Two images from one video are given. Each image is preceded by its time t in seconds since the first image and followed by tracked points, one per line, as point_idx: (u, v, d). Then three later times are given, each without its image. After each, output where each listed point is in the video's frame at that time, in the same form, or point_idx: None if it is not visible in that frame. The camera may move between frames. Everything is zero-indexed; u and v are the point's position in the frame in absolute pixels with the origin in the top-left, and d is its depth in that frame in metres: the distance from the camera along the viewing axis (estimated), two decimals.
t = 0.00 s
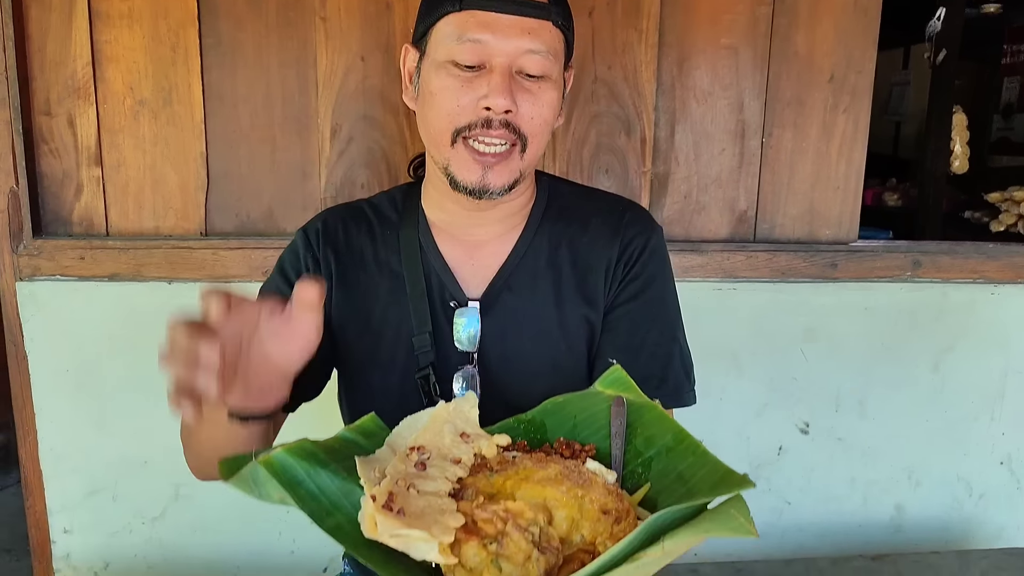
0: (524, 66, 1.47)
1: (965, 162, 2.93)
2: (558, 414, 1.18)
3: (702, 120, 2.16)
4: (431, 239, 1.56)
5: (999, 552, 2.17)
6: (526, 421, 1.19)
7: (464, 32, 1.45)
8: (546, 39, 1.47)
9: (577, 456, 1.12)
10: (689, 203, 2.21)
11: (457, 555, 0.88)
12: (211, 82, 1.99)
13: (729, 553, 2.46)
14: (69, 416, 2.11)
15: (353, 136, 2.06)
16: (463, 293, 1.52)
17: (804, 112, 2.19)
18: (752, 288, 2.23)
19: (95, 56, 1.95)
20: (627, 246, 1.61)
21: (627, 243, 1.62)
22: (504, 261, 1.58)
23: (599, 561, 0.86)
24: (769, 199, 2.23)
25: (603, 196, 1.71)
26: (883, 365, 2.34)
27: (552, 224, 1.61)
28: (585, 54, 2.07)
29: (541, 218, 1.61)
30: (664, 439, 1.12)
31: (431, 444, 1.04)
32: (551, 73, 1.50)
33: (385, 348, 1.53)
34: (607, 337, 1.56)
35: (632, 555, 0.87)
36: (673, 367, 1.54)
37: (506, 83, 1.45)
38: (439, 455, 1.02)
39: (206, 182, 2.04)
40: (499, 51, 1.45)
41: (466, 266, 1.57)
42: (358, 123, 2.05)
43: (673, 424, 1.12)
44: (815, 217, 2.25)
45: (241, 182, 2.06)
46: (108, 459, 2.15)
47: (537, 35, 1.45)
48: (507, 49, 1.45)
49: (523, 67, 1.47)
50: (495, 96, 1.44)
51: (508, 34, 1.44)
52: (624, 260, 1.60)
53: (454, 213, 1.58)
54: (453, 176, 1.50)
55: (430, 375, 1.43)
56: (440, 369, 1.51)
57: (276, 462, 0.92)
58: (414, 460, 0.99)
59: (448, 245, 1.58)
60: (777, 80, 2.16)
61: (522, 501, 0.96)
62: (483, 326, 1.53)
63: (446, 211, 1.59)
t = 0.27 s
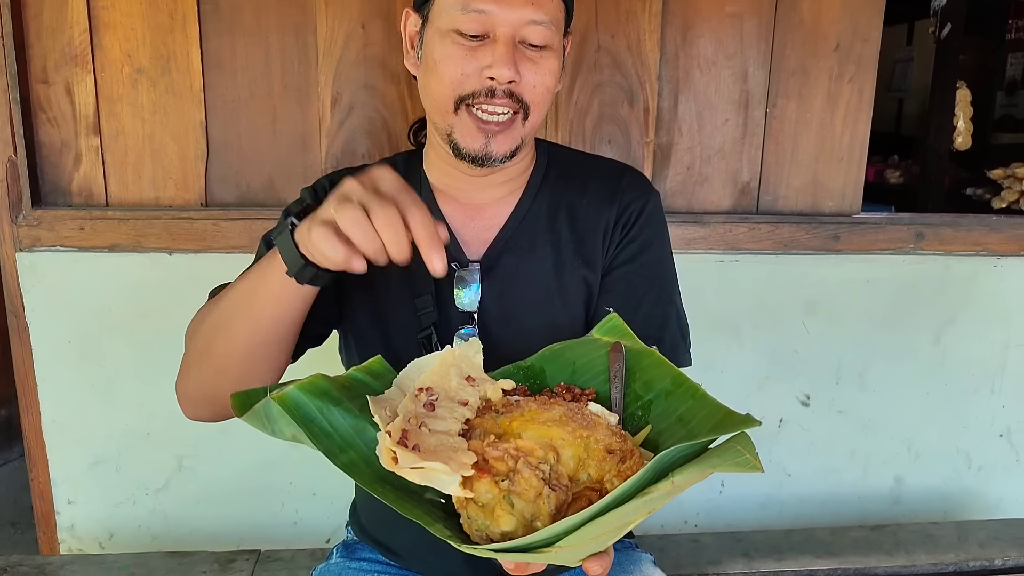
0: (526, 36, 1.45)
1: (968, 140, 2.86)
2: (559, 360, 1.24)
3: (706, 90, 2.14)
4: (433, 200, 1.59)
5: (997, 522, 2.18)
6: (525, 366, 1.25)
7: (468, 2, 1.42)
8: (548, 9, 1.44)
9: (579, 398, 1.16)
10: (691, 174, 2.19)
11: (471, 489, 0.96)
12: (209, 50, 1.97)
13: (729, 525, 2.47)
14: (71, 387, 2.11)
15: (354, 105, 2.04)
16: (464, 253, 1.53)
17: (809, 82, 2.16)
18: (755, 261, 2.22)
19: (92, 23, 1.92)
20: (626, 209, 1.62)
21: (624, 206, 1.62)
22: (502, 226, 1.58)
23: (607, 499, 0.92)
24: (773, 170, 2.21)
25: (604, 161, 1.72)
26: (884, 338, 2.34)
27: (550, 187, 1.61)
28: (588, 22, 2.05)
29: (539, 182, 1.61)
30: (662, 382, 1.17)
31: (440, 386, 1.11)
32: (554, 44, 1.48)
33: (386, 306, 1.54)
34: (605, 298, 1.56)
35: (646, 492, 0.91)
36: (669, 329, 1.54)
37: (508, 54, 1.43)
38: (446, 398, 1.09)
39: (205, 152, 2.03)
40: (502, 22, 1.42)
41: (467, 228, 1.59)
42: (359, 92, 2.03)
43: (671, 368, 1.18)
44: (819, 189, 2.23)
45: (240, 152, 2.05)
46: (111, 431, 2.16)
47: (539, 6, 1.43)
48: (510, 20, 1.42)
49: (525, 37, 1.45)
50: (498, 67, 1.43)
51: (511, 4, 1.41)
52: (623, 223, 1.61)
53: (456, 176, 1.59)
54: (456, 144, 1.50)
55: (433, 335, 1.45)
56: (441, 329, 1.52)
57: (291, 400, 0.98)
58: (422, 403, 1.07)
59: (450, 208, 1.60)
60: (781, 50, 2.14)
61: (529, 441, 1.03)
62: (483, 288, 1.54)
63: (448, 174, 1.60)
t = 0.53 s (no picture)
0: (538, 25, 1.44)
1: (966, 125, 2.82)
2: (562, 353, 1.28)
3: (704, 73, 2.12)
4: (435, 184, 1.60)
5: (992, 504, 2.19)
6: (528, 360, 1.29)
7: None
8: None
9: (579, 392, 1.20)
10: (689, 158, 2.18)
11: (471, 487, 0.99)
12: (202, 33, 1.95)
13: (726, 508, 2.48)
14: (68, 374, 2.11)
15: (349, 89, 2.03)
16: (468, 241, 1.56)
17: (807, 65, 2.15)
18: (752, 244, 2.22)
19: (82, 6, 1.90)
20: (632, 196, 1.66)
21: (630, 192, 1.67)
22: (507, 211, 1.61)
23: (605, 498, 0.94)
24: (770, 153, 2.20)
25: (605, 146, 1.75)
26: (882, 321, 2.34)
27: (556, 173, 1.65)
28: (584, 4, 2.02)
29: (545, 167, 1.64)
30: (664, 377, 1.21)
31: (441, 381, 1.14)
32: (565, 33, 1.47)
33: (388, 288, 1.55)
34: (610, 287, 1.63)
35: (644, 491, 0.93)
36: (675, 317, 1.60)
37: (522, 43, 1.42)
38: (448, 393, 1.12)
39: (199, 137, 2.01)
40: (516, 9, 1.41)
41: (470, 214, 1.61)
42: (354, 76, 2.02)
43: (673, 364, 1.22)
44: (816, 172, 2.23)
45: (235, 138, 2.03)
46: (108, 418, 2.16)
47: None
48: (524, 7, 1.41)
49: (537, 26, 1.44)
50: (511, 55, 1.41)
51: None
52: (629, 211, 1.65)
53: (459, 161, 1.60)
54: (466, 128, 1.49)
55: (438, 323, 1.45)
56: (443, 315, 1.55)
57: (294, 397, 1.00)
58: (424, 398, 1.10)
59: (453, 193, 1.62)
60: (779, 32, 2.12)
61: (529, 437, 1.05)
62: (488, 272, 1.57)
63: (450, 157, 1.61)
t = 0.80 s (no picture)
0: (547, 8, 1.44)
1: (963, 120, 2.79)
2: (564, 362, 1.28)
3: (703, 63, 2.11)
4: (435, 174, 1.61)
5: (988, 498, 2.19)
6: (529, 366, 1.29)
7: None
8: None
9: (580, 404, 1.20)
10: (688, 149, 2.17)
11: (466, 498, 0.98)
12: (197, 19, 1.93)
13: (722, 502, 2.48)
14: (60, 364, 2.09)
15: (345, 77, 2.01)
16: (468, 235, 1.58)
17: (807, 56, 2.14)
18: (751, 237, 2.21)
19: None
20: (641, 192, 1.66)
21: (639, 188, 1.67)
22: (511, 204, 1.62)
23: (606, 518, 0.93)
24: (769, 145, 2.19)
25: (616, 138, 1.75)
26: (879, 314, 2.33)
27: (564, 166, 1.65)
28: None
29: (552, 160, 1.65)
30: (670, 394, 1.20)
31: (439, 387, 1.14)
32: (574, 18, 1.47)
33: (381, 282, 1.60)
34: (616, 285, 1.64)
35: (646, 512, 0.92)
36: (681, 319, 1.62)
37: (527, 25, 1.43)
38: (446, 398, 1.12)
39: (194, 124, 1.99)
40: None
41: (472, 205, 1.62)
42: (351, 64, 2.00)
43: (679, 381, 1.21)
44: (816, 164, 2.21)
45: (230, 125, 2.01)
46: (102, 407, 2.14)
47: None
48: None
49: (545, 9, 1.44)
50: (514, 38, 1.42)
51: None
52: (638, 207, 1.66)
53: (462, 150, 1.61)
54: (464, 114, 1.49)
55: (434, 320, 1.51)
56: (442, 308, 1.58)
57: (285, 394, 1.00)
58: (420, 403, 1.10)
59: (456, 183, 1.63)
60: (780, 22, 2.10)
61: (529, 449, 1.05)
62: (490, 267, 1.59)
63: (453, 146, 1.62)
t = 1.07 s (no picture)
0: None
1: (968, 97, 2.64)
2: (569, 346, 1.27)
3: (710, 33, 2.06)
4: (437, 146, 1.58)
5: (992, 475, 2.17)
6: (533, 350, 1.28)
7: None
8: None
9: (587, 390, 1.20)
10: (694, 121, 2.13)
11: (467, 493, 0.96)
12: None
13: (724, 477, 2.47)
14: (57, 337, 2.07)
15: (344, 46, 1.96)
16: (471, 209, 1.54)
17: (817, 26, 2.08)
18: (756, 210, 2.18)
19: None
20: (652, 166, 1.62)
21: (650, 161, 1.63)
22: (516, 176, 1.59)
23: (617, 517, 0.91)
24: (777, 117, 2.15)
25: (627, 109, 1.70)
26: (885, 291, 2.31)
27: (572, 138, 1.61)
28: None
29: (560, 131, 1.61)
30: (680, 379, 1.20)
31: (440, 371, 1.12)
32: None
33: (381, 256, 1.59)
34: (624, 263, 1.61)
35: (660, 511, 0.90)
36: (691, 298, 1.59)
37: None
38: (445, 384, 1.10)
39: (189, 93, 1.94)
40: None
41: (474, 178, 1.59)
42: (350, 32, 1.95)
43: (689, 365, 1.20)
44: (824, 137, 2.17)
45: (226, 95, 1.97)
46: (99, 381, 2.12)
47: None
48: None
49: None
50: None
51: None
52: (648, 182, 1.62)
53: (465, 121, 1.57)
54: (465, 81, 1.46)
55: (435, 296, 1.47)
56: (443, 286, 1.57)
57: (275, 383, 0.97)
58: (420, 390, 1.08)
59: (458, 155, 1.59)
60: None
61: (534, 441, 1.02)
62: (493, 243, 1.56)
63: (455, 116, 1.58)
